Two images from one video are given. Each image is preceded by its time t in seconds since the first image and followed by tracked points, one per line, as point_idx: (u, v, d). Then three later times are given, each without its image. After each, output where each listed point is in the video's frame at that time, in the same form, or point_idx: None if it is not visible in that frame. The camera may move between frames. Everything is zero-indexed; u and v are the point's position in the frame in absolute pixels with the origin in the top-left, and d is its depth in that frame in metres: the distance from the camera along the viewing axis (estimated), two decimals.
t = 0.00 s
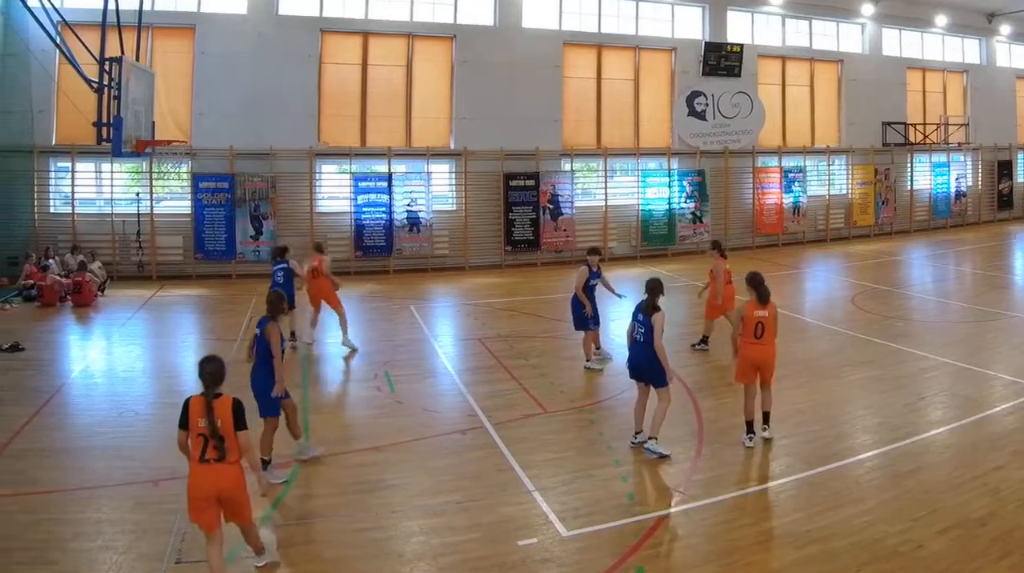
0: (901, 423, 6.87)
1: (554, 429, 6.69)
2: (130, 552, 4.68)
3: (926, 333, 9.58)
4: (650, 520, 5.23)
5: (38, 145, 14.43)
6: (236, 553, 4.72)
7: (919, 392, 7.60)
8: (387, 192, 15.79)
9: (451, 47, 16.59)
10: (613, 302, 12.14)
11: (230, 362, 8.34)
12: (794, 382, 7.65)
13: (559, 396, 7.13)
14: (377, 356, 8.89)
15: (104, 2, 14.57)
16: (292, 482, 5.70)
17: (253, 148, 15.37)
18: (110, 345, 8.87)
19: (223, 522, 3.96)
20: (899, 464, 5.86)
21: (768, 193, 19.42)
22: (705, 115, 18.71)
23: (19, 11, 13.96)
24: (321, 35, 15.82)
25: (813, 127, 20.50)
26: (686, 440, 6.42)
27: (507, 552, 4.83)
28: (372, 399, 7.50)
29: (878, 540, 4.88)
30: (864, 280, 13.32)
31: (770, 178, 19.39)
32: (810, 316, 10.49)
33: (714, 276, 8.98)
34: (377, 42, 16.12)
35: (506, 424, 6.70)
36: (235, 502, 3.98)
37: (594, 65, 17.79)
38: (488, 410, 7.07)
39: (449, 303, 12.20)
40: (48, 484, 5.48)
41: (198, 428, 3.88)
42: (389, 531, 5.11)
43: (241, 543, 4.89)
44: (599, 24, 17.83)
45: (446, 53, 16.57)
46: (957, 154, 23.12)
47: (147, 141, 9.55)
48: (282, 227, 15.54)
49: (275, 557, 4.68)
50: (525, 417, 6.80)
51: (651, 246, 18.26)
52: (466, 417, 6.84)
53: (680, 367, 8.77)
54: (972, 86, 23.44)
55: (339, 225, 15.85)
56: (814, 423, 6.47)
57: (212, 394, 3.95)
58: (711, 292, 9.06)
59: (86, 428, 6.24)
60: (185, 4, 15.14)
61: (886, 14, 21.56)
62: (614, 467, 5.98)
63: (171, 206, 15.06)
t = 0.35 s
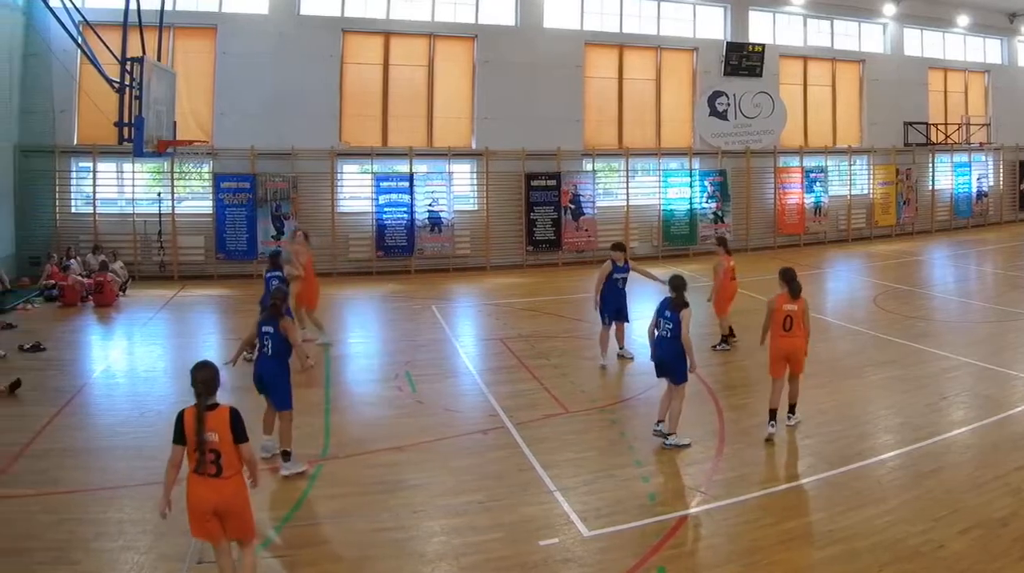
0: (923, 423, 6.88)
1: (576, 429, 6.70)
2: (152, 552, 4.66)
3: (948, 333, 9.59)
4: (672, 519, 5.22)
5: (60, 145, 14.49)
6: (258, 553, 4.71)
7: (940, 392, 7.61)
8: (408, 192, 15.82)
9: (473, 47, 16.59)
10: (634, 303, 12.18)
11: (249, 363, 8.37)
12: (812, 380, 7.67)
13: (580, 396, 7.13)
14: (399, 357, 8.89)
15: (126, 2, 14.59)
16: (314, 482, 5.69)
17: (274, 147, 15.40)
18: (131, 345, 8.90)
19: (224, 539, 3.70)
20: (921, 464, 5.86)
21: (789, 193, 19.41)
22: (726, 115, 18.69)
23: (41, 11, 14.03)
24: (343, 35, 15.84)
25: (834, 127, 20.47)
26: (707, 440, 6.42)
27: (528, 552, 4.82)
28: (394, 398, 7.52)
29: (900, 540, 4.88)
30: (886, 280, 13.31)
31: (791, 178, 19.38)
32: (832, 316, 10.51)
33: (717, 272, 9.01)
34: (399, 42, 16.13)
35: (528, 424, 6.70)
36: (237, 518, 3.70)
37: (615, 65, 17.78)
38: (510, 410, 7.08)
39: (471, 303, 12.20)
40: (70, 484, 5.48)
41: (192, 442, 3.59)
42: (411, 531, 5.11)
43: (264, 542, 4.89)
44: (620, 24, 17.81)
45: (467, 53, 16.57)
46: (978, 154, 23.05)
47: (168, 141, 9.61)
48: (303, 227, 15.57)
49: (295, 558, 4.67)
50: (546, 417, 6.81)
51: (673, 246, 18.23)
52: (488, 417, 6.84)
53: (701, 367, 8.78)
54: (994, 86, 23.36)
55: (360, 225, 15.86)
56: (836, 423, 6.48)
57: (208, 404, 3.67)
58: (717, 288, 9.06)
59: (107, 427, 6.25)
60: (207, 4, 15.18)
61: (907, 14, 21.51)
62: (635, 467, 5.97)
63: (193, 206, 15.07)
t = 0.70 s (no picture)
0: (944, 423, 6.88)
1: (597, 428, 6.70)
2: (173, 552, 4.65)
3: (969, 333, 9.60)
4: (693, 519, 5.21)
5: (81, 145, 14.54)
6: (282, 553, 4.70)
7: (961, 392, 7.62)
8: (430, 192, 15.81)
9: (494, 47, 16.59)
10: (656, 302, 12.20)
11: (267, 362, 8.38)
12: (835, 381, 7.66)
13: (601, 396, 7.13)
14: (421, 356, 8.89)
15: (147, 2, 14.57)
16: (336, 482, 5.70)
17: (295, 147, 15.42)
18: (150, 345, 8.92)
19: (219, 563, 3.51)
20: (942, 464, 5.86)
21: (811, 193, 19.41)
22: (748, 115, 18.67)
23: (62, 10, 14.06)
24: (364, 35, 15.84)
25: (856, 127, 20.44)
26: (728, 440, 6.42)
27: (550, 552, 4.81)
28: (418, 398, 7.53)
29: (921, 540, 4.87)
30: (907, 280, 13.31)
31: (813, 178, 19.36)
32: (853, 316, 10.52)
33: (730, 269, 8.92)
34: (420, 42, 16.13)
35: (549, 424, 6.71)
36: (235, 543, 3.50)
37: (637, 65, 17.77)
38: (531, 410, 7.08)
39: (492, 303, 12.21)
40: (92, 484, 5.47)
41: (196, 459, 3.43)
42: (434, 531, 5.10)
43: (285, 542, 4.88)
44: (641, 24, 17.80)
45: (488, 53, 16.57)
46: (999, 154, 23.02)
47: (189, 141, 9.68)
48: (325, 227, 15.59)
49: (318, 558, 4.66)
50: (568, 418, 6.81)
51: (694, 246, 18.25)
52: (510, 417, 6.84)
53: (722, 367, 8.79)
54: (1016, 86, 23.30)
55: (382, 225, 15.86)
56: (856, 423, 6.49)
57: (213, 421, 3.50)
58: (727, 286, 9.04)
59: (129, 427, 6.25)
60: (228, 4, 15.19)
61: (929, 14, 21.45)
62: (656, 467, 5.98)
63: (214, 206, 15.08)
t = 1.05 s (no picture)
0: (966, 423, 6.89)
1: (620, 428, 6.71)
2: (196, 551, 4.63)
3: (993, 333, 9.61)
4: (715, 519, 5.20)
5: (104, 145, 14.56)
6: (306, 553, 4.69)
7: (984, 392, 7.64)
8: (452, 192, 15.86)
9: (517, 47, 16.58)
10: (680, 302, 12.21)
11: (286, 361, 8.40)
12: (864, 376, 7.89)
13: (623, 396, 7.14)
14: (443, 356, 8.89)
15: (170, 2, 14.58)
16: (359, 482, 5.70)
17: (318, 147, 15.44)
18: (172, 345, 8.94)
19: None
20: (965, 464, 5.86)
21: (834, 193, 19.41)
22: (770, 114, 18.67)
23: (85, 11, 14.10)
24: (387, 35, 15.84)
25: (878, 127, 20.43)
26: (750, 440, 6.43)
27: (573, 552, 4.80)
28: (442, 398, 7.54)
29: (944, 540, 4.86)
30: (930, 280, 13.30)
31: (836, 178, 19.36)
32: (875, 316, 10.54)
33: (749, 268, 8.94)
34: (443, 42, 16.13)
35: (572, 424, 6.72)
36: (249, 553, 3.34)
37: (660, 65, 17.77)
38: (554, 410, 7.09)
39: (514, 303, 12.22)
40: (114, 484, 5.47)
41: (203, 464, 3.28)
42: (457, 531, 5.10)
43: (308, 541, 4.87)
44: (664, 24, 17.80)
45: (511, 53, 16.56)
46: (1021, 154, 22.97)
47: (212, 141, 9.74)
48: (347, 227, 15.59)
49: (343, 558, 4.66)
50: (590, 418, 6.81)
51: (717, 246, 18.24)
52: (533, 417, 6.85)
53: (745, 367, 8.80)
54: None
55: (404, 226, 15.88)
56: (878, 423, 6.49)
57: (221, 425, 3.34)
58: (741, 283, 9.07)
59: (152, 427, 6.26)
60: (251, 5, 15.20)
61: (951, 14, 21.42)
62: (678, 467, 5.98)
63: (237, 206, 15.10)
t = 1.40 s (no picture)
0: (983, 423, 6.90)
1: (636, 429, 6.72)
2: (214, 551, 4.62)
3: (1010, 334, 9.62)
4: (731, 519, 5.20)
5: (120, 145, 14.58)
6: (324, 552, 4.69)
7: (1001, 392, 7.66)
8: (469, 192, 15.86)
9: (533, 47, 16.57)
10: (697, 303, 12.21)
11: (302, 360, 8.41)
12: (883, 377, 8.08)
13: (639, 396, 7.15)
14: (458, 356, 8.90)
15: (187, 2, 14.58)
16: (376, 482, 5.69)
17: (335, 147, 15.47)
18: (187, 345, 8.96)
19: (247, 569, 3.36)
20: (981, 464, 5.86)
21: (850, 193, 19.41)
22: (787, 115, 18.47)
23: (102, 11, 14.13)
24: (404, 35, 15.84)
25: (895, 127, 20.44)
26: (766, 440, 6.43)
27: (591, 551, 4.80)
28: (460, 398, 7.55)
29: (961, 540, 4.86)
30: (947, 281, 13.30)
31: (852, 179, 19.36)
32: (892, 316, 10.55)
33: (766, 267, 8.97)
34: (460, 42, 16.14)
35: (589, 424, 6.72)
36: (261, 551, 3.33)
37: (676, 65, 17.77)
38: (571, 410, 7.10)
39: (529, 303, 12.21)
40: (131, 484, 5.47)
41: (212, 465, 3.25)
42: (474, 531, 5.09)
43: (325, 541, 4.87)
44: (681, 24, 17.80)
45: (528, 53, 16.55)
46: None
47: (228, 142, 9.77)
48: (364, 228, 15.60)
49: (361, 557, 4.66)
50: (606, 419, 6.81)
51: (733, 246, 18.23)
52: (550, 417, 6.85)
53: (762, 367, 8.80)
54: None
55: (421, 226, 15.89)
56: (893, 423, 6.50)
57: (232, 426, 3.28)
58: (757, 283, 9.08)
59: (168, 427, 6.27)
60: (267, 4, 15.20)
61: (967, 14, 21.39)
62: (694, 467, 5.97)
63: (254, 206, 15.15)
